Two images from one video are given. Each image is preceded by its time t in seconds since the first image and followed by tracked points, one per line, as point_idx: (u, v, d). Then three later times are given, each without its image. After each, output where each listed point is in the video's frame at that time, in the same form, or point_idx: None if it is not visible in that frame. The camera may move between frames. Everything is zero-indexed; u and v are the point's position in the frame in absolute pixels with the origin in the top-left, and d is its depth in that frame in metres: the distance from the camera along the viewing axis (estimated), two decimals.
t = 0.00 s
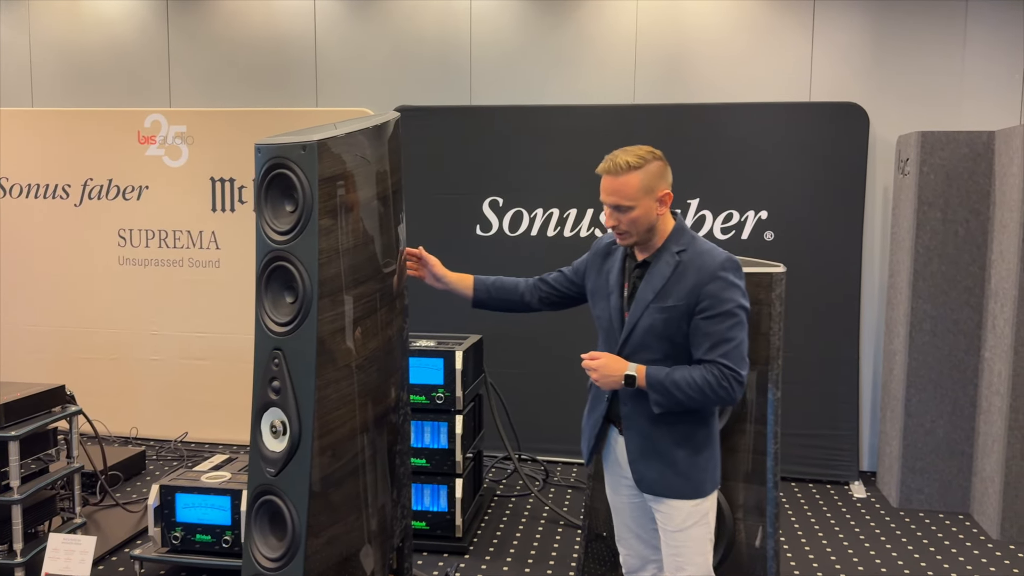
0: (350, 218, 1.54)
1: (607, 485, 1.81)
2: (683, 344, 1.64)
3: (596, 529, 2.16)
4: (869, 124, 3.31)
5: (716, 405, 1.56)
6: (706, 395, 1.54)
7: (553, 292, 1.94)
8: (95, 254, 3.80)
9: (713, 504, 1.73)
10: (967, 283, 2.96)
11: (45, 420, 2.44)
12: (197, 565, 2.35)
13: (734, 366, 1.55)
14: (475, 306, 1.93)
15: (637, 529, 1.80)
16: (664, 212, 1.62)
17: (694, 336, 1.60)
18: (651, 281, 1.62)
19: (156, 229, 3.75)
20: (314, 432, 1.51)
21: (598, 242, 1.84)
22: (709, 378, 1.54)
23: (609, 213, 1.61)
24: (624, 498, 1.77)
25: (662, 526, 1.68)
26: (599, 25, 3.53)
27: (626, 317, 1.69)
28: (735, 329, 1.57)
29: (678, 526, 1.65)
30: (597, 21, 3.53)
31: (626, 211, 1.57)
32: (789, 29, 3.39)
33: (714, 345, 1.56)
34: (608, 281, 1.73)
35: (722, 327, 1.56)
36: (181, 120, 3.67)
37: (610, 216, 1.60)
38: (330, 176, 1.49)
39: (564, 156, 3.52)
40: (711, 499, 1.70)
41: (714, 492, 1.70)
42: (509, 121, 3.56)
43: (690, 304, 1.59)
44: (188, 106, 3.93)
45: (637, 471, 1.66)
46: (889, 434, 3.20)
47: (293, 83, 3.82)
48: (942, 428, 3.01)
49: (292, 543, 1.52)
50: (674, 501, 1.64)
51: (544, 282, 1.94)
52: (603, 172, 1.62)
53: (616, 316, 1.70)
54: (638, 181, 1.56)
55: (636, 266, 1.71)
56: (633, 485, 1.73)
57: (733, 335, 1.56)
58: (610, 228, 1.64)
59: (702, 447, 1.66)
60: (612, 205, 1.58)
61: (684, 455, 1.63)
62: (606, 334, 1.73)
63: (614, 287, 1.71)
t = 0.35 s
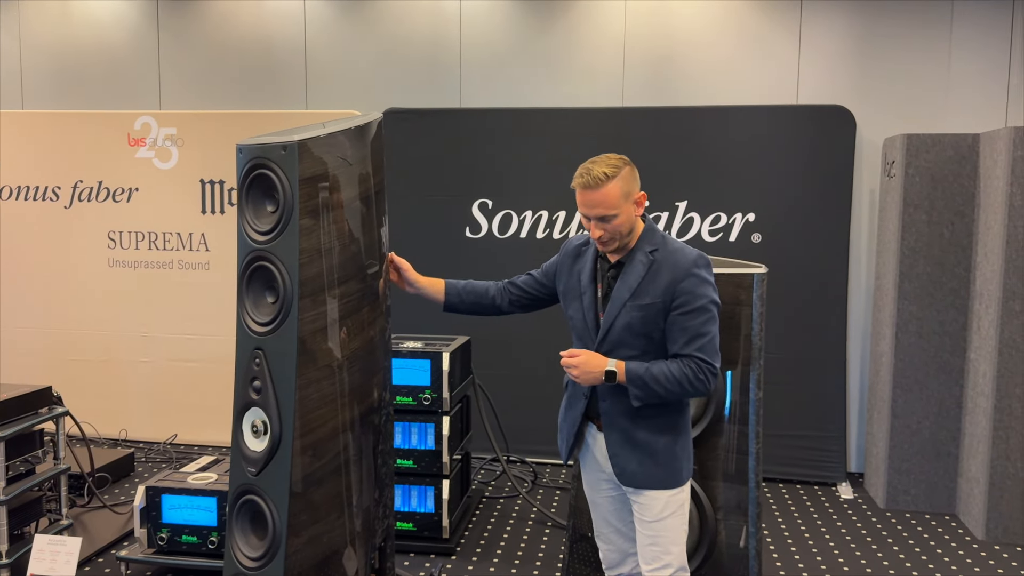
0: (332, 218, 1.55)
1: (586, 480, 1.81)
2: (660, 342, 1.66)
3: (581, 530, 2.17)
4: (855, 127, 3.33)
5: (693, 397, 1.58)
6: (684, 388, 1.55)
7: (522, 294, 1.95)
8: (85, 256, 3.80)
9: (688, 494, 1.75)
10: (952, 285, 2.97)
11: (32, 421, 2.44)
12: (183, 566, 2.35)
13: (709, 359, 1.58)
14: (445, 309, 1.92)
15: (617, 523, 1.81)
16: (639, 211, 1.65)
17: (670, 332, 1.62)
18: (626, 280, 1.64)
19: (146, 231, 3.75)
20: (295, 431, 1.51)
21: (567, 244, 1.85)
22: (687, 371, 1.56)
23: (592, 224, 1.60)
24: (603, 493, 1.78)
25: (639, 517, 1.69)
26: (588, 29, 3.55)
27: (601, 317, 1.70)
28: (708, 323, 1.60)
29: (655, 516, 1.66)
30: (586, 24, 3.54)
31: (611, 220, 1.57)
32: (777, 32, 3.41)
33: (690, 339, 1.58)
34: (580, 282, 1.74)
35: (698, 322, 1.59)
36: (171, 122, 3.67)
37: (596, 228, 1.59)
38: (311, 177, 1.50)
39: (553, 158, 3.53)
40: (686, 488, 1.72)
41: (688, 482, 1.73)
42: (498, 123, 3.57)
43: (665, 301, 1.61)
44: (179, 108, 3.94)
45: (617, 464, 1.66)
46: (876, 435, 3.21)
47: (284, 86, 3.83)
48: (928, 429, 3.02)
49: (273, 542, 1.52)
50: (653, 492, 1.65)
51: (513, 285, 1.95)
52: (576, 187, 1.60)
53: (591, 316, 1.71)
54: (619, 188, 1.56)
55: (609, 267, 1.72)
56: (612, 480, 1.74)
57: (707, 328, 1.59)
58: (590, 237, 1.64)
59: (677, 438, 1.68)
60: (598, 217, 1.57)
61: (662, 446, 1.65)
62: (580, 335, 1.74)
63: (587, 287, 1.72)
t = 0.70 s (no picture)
0: (331, 219, 1.56)
1: (580, 479, 1.82)
2: (655, 343, 1.67)
3: (577, 530, 2.18)
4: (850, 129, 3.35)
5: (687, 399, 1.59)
6: (678, 391, 1.56)
7: (516, 298, 1.96)
8: (83, 258, 3.81)
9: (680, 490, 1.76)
10: (947, 287, 2.99)
11: (30, 422, 2.45)
12: (181, 566, 2.36)
13: (702, 360, 1.59)
14: (439, 312, 1.93)
15: (611, 521, 1.82)
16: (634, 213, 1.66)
17: (665, 332, 1.63)
18: (621, 282, 1.65)
19: (144, 233, 3.76)
20: (293, 432, 1.52)
21: (561, 246, 1.86)
22: (682, 372, 1.56)
23: (594, 223, 1.59)
24: (598, 492, 1.79)
25: (633, 514, 1.70)
26: (585, 31, 3.56)
27: (596, 319, 1.71)
28: (702, 324, 1.61)
29: (649, 513, 1.67)
30: (583, 27, 3.56)
31: (613, 218, 1.58)
32: (773, 36, 3.43)
33: (686, 340, 1.59)
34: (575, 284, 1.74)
35: (692, 323, 1.60)
36: (169, 124, 3.68)
37: (598, 226, 1.59)
38: (309, 178, 1.51)
39: (550, 160, 3.55)
40: (678, 486, 1.73)
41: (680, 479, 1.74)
42: (495, 126, 3.58)
43: (661, 302, 1.62)
44: (177, 110, 3.94)
45: (613, 463, 1.67)
46: (871, 436, 3.23)
47: (281, 89, 3.84)
48: (923, 430, 3.04)
49: (271, 542, 1.53)
50: (647, 490, 1.66)
51: (506, 288, 1.96)
52: (576, 187, 1.59)
53: (587, 318, 1.72)
54: (621, 186, 1.58)
55: (603, 270, 1.73)
56: (607, 479, 1.75)
57: (701, 330, 1.60)
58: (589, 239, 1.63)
59: (671, 437, 1.69)
60: (602, 215, 1.57)
61: (656, 445, 1.67)
62: (575, 337, 1.75)
63: (581, 289, 1.73)
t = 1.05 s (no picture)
0: (334, 219, 1.57)
1: (580, 478, 1.82)
2: (656, 344, 1.68)
3: (577, 529, 2.18)
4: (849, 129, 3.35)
5: (682, 400, 1.59)
6: (673, 392, 1.56)
7: (519, 296, 1.97)
8: (82, 257, 3.80)
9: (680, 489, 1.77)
10: (946, 287, 3.00)
11: (30, 421, 2.45)
12: (181, 565, 2.36)
13: (698, 362, 1.59)
14: (442, 311, 1.93)
15: (612, 519, 1.82)
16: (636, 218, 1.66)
17: (665, 333, 1.64)
18: (624, 283, 1.66)
19: (143, 232, 3.76)
20: (294, 431, 1.52)
21: (566, 245, 1.86)
22: (677, 373, 1.57)
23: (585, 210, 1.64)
24: (598, 490, 1.79)
25: (633, 514, 1.71)
26: (584, 31, 3.57)
27: (598, 318, 1.71)
28: (701, 327, 1.61)
29: (649, 513, 1.68)
30: (582, 28, 3.57)
31: (601, 209, 1.60)
32: (771, 36, 3.44)
33: (683, 341, 1.60)
34: (579, 283, 1.75)
35: (690, 325, 1.60)
36: (169, 124, 3.68)
37: (586, 212, 1.62)
38: (311, 178, 1.52)
39: (550, 160, 3.55)
40: (678, 485, 1.74)
41: (680, 478, 1.74)
42: (494, 126, 3.58)
43: (662, 303, 1.63)
44: (176, 110, 3.95)
45: (612, 463, 1.68)
46: (870, 436, 3.24)
47: (281, 89, 3.84)
48: (922, 429, 3.05)
49: (273, 541, 1.54)
50: (647, 489, 1.67)
51: (509, 287, 1.97)
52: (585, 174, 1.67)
53: (588, 317, 1.72)
54: (620, 182, 1.61)
55: (606, 269, 1.74)
56: (606, 478, 1.75)
57: (700, 332, 1.61)
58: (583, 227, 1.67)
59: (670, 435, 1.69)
60: (591, 200, 1.61)
61: (655, 444, 1.67)
62: (577, 336, 1.75)
63: (584, 288, 1.74)
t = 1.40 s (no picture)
0: (335, 219, 1.57)
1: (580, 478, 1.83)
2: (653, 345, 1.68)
3: (577, 529, 2.19)
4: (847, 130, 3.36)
5: (652, 398, 1.58)
6: (639, 386, 1.56)
7: (527, 291, 1.97)
8: (81, 257, 3.80)
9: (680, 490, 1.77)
10: (944, 287, 3.01)
11: (29, 421, 2.45)
12: (181, 565, 2.36)
13: (672, 362, 1.58)
14: (448, 308, 1.93)
15: (612, 518, 1.83)
16: (638, 221, 1.66)
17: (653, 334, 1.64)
18: (621, 283, 1.67)
19: (141, 232, 3.76)
20: (294, 431, 1.52)
21: (574, 244, 1.87)
22: (647, 369, 1.56)
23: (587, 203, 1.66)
24: (598, 490, 1.80)
25: (632, 514, 1.71)
26: (583, 31, 3.57)
27: (598, 317, 1.72)
28: (685, 330, 1.61)
29: (647, 514, 1.68)
30: (581, 28, 3.57)
31: (600, 204, 1.62)
32: (770, 37, 3.44)
33: (661, 339, 1.59)
34: (585, 282, 1.76)
35: (673, 326, 1.60)
36: (167, 124, 3.68)
37: (586, 205, 1.64)
38: (313, 178, 1.52)
39: (549, 160, 3.56)
40: (678, 486, 1.74)
41: (680, 479, 1.74)
42: (494, 126, 3.59)
43: (655, 303, 1.63)
44: (174, 109, 3.95)
45: (611, 462, 1.69)
46: (868, 436, 3.24)
47: (279, 89, 3.84)
48: (920, 429, 3.06)
49: (274, 541, 1.54)
50: (645, 490, 1.68)
51: (518, 282, 1.97)
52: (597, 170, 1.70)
53: (589, 316, 1.73)
54: (622, 180, 1.62)
55: (610, 269, 1.75)
56: (606, 477, 1.76)
57: (681, 334, 1.60)
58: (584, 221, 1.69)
59: (668, 436, 1.69)
60: (592, 195, 1.63)
61: (652, 444, 1.67)
62: (579, 334, 1.77)
63: (590, 287, 1.75)
